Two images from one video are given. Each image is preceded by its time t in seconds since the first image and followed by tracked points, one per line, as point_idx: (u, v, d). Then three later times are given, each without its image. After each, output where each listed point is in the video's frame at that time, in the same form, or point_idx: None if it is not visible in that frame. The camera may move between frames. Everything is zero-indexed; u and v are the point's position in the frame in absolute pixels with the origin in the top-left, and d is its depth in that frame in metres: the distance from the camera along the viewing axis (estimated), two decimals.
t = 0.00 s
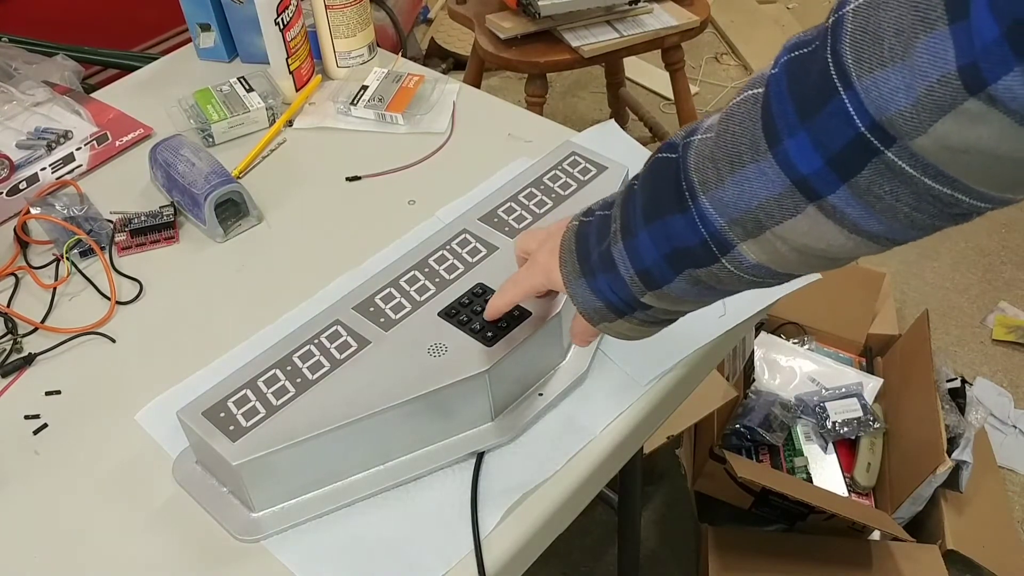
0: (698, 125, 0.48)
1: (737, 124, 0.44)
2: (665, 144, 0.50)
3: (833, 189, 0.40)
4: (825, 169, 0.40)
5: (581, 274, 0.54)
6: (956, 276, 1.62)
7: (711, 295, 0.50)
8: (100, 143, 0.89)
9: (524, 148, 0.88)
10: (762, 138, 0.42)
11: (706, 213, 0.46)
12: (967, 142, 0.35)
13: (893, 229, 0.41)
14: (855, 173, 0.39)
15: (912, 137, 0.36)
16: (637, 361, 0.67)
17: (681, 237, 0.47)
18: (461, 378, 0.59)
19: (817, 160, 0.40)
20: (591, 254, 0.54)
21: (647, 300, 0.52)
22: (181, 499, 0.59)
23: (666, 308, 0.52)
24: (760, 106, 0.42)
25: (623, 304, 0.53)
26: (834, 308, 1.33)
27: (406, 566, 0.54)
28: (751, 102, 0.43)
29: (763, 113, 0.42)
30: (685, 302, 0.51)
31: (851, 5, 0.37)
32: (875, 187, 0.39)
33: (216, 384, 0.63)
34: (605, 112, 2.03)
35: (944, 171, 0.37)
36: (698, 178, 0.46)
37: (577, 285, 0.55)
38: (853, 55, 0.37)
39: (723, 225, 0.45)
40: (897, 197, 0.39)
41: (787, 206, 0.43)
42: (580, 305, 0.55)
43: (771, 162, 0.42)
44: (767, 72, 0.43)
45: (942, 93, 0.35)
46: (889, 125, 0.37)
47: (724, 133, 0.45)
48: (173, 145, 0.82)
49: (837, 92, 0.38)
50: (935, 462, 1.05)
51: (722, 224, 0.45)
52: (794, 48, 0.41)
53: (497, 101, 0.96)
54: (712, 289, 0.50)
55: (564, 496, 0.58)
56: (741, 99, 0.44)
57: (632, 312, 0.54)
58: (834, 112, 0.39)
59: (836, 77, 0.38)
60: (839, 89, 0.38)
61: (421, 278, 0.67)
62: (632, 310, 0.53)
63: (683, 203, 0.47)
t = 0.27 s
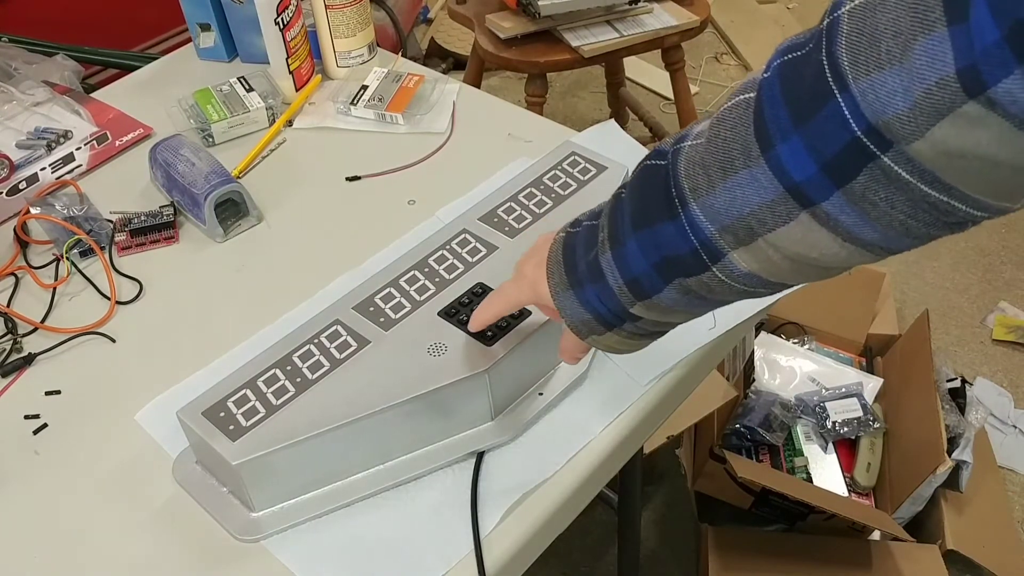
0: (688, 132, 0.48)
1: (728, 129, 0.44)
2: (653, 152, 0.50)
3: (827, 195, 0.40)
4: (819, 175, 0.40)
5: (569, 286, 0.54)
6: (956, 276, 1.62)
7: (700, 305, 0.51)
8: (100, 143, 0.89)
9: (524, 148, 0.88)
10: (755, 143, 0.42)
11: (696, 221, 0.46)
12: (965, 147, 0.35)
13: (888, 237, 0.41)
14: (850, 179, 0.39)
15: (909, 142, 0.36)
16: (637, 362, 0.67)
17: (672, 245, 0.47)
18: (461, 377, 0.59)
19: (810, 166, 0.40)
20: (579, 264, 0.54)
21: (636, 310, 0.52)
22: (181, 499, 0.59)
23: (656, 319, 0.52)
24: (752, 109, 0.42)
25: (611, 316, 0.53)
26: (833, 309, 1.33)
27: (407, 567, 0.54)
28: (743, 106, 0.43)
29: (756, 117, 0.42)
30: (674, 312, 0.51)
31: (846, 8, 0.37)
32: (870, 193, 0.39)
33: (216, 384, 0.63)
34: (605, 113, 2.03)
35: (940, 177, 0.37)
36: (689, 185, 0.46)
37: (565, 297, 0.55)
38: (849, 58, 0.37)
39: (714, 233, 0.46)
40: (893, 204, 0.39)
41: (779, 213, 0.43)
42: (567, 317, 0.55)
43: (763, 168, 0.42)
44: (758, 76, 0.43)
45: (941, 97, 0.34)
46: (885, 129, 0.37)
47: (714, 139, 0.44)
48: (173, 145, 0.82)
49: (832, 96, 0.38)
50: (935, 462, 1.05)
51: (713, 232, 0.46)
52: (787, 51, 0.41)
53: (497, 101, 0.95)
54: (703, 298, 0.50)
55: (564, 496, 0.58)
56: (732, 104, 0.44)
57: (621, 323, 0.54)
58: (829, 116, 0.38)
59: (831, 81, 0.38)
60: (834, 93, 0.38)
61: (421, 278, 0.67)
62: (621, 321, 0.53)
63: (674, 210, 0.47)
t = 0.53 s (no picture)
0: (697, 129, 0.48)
1: (736, 126, 0.44)
2: (663, 149, 0.50)
3: (830, 191, 0.40)
4: (822, 171, 0.40)
5: (577, 280, 0.54)
6: (956, 276, 1.62)
7: (706, 302, 0.50)
8: (100, 143, 0.89)
9: (524, 148, 0.88)
10: (760, 140, 0.42)
11: (703, 216, 0.46)
12: (966, 142, 0.35)
13: (891, 234, 0.41)
14: (852, 175, 0.39)
15: (911, 137, 0.36)
16: (637, 362, 0.67)
17: (679, 241, 0.47)
18: (460, 377, 0.59)
19: (814, 162, 0.40)
20: (588, 259, 0.53)
21: (644, 305, 0.52)
22: (181, 499, 0.59)
23: (663, 314, 0.52)
24: (759, 106, 0.42)
25: (619, 310, 0.53)
26: (833, 308, 1.33)
27: (407, 567, 0.54)
28: (750, 104, 0.43)
29: (762, 115, 0.42)
30: (681, 308, 0.51)
31: (852, 7, 0.38)
32: (872, 190, 0.39)
33: (216, 384, 0.63)
34: (605, 113, 2.03)
35: (942, 173, 0.37)
36: (696, 180, 0.46)
37: (572, 291, 0.54)
38: (853, 55, 0.37)
39: (720, 228, 0.45)
40: (896, 201, 0.39)
41: (783, 209, 0.42)
42: (574, 311, 0.55)
43: (768, 164, 0.42)
44: (765, 75, 0.43)
45: (941, 92, 0.35)
46: (886, 125, 0.37)
47: (721, 135, 0.45)
48: (173, 145, 0.82)
49: (835, 93, 0.38)
50: (935, 462, 1.05)
51: (719, 227, 0.45)
52: (794, 50, 0.42)
53: (497, 101, 0.95)
54: (710, 295, 0.49)
55: (564, 496, 0.58)
56: (740, 102, 0.44)
57: (629, 318, 0.53)
58: (832, 113, 0.39)
59: (835, 78, 0.38)
60: (837, 90, 0.38)
61: (421, 278, 0.67)
62: (629, 316, 0.53)
63: (680, 205, 0.47)
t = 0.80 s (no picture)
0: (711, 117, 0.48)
1: (742, 115, 0.44)
2: (676, 137, 0.50)
3: (828, 180, 0.40)
4: (820, 160, 0.40)
5: (587, 261, 0.54)
6: (956, 276, 1.62)
7: (711, 287, 0.50)
8: (100, 143, 0.89)
9: (524, 148, 0.88)
10: (763, 129, 0.42)
11: (708, 202, 0.46)
12: (956, 133, 0.35)
13: (887, 224, 0.40)
14: (849, 164, 0.39)
15: (904, 128, 0.36)
16: (637, 362, 0.67)
17: (685, 227, 0.48)
18: (460, 377, 0.59)
19: (812, 151, 0.40)
20: (600, 242, 0.54)
21: (651, 289, 0.52)
22: (181, 499, 0.59)
23: (670, 298, 0.52)
24: (765, 96, 0.43)
25: (628, 292, 0.53)
26: (834, 308, 1.33)
27: (407, 567, 0.54)
28: (757, 94, 0.43)
29: (766, 104, 0.42)
30: (688, 293, 0.51)
31: None
32: (868, 179, 0.39)
33: (216, 384, 0.63)
34: (605, 113, 2.03)
35: (934, 164, 0.37)
36: (703, 167, 0.46)
37: (583, 271, 0.55)
38: (851, 46, 0.37)
39: (723, 215, 0.46)
40: (890, 190, 0.39)
41: (783, 197, 0.42)
42: (584, 291, 0.56)
43: (770, 152, 0.42)
44: (773, 65, 0.43)
45: (931, 83, 0.35)
46: (881, 116, 0.37)
47: (729, 124, 0.45)
48: (173, 145, 0.82)
49: (834, 84, 0.39)
50: (935, 462, 1.05)
51: (724, 213, 0.45)
52: (798, 42, 0.42)
53: (497, 101, 0.95)
54: (716, 281, 0.49)
55: (564, 496, 0.58)
56: (749, 91, 0.44)
57: (636, 300, 0.54)
58: (829, 104, 0.39)
59: (833, 69, 0.38)
60: (835, 80, 0.38)
61: (421, 278, 0.67)
62: (637, 298, 0.53)
63: (688, 191, 0.47)
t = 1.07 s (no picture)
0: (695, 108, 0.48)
1: (732, 106, 0.44)
2: (662, 128, 0.50)
3: (822, 171, 0.40)
4: (814, 152, 0.40)
5: (574, 257, 0.55)
6: (956, 276, 1.62)
7: (701, 280, 0.50)
8: (100, 143, 0.89)
9: (524, 148, 0.88)
10: (755, 121, 0.42)
11: (698, 194, 0.46)
12: (952, 126, 0.35)
13: (881, 216, 0.40)
14: (844, 155, 0.39)
15: (900, 120, 0.36)
16: (637, 362, 0.67)
17: (674, 219, 0.48)
18: (461, 377, 0.59)
19: (806, 142, 0.40)
20: (585, 237, 0.54)
21: (639, 283, 0.52)
22: (181, 499, 0.59)
23: (657, 291, 0.52)
24: (756, 87, 0.42)
25: (615, 287, 0.53)
26: (834, 308, 1.33)
27: (407, 567, 0.54)
28: (747, 84, 0.43)
29: (757, 96, 0.42)
30: (676, 285, 0.51)
31: None
32: (863, 171, 0.39)
33: (216, 384, 0.63)
34: (605, 113, 2.03)
35: (930, 156, 0.37)
36: (691, 159, 0.46)
37: (570, 268, 0.55)
38: (845, 37, 0.37)
39: (714, 206, 0.46)
40: (885, 182, 0.39)
41: (776, 188, 0.42)
42: (571, 289, 0.56)
43: (763, 144, 0.42)
44: (763, 55, 0.43)
45: (928, 75, 0.35)
46: (877, 107, 0.37)
47: (718, 116, 0.45)
48: (173, 145, 0.82)
49: (829, 75, 0.38)
50: (935, 462, 1.05)
51: (714, 205, 0.46)
52: (790, 32, 0.41)
53: (497, 101, 0.96)
54: (705, 273, 0.50)
55: (565, 496, 0.58)
56: (738, 81, 0.44)
57: (624, 295, 0.54)
58: (825, 95, 0.39)
59: (828, 59, 0.38)
60: (830, 71, 0.38)
61: (421, 278, 0.67)
62: (625, 293, 0.53)
63: (676, 184, 0.47)
